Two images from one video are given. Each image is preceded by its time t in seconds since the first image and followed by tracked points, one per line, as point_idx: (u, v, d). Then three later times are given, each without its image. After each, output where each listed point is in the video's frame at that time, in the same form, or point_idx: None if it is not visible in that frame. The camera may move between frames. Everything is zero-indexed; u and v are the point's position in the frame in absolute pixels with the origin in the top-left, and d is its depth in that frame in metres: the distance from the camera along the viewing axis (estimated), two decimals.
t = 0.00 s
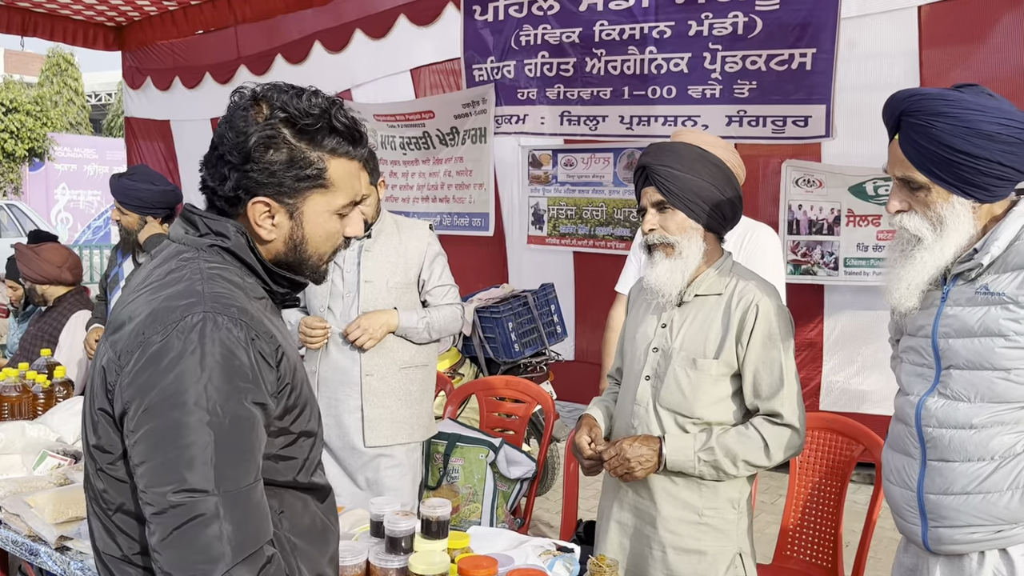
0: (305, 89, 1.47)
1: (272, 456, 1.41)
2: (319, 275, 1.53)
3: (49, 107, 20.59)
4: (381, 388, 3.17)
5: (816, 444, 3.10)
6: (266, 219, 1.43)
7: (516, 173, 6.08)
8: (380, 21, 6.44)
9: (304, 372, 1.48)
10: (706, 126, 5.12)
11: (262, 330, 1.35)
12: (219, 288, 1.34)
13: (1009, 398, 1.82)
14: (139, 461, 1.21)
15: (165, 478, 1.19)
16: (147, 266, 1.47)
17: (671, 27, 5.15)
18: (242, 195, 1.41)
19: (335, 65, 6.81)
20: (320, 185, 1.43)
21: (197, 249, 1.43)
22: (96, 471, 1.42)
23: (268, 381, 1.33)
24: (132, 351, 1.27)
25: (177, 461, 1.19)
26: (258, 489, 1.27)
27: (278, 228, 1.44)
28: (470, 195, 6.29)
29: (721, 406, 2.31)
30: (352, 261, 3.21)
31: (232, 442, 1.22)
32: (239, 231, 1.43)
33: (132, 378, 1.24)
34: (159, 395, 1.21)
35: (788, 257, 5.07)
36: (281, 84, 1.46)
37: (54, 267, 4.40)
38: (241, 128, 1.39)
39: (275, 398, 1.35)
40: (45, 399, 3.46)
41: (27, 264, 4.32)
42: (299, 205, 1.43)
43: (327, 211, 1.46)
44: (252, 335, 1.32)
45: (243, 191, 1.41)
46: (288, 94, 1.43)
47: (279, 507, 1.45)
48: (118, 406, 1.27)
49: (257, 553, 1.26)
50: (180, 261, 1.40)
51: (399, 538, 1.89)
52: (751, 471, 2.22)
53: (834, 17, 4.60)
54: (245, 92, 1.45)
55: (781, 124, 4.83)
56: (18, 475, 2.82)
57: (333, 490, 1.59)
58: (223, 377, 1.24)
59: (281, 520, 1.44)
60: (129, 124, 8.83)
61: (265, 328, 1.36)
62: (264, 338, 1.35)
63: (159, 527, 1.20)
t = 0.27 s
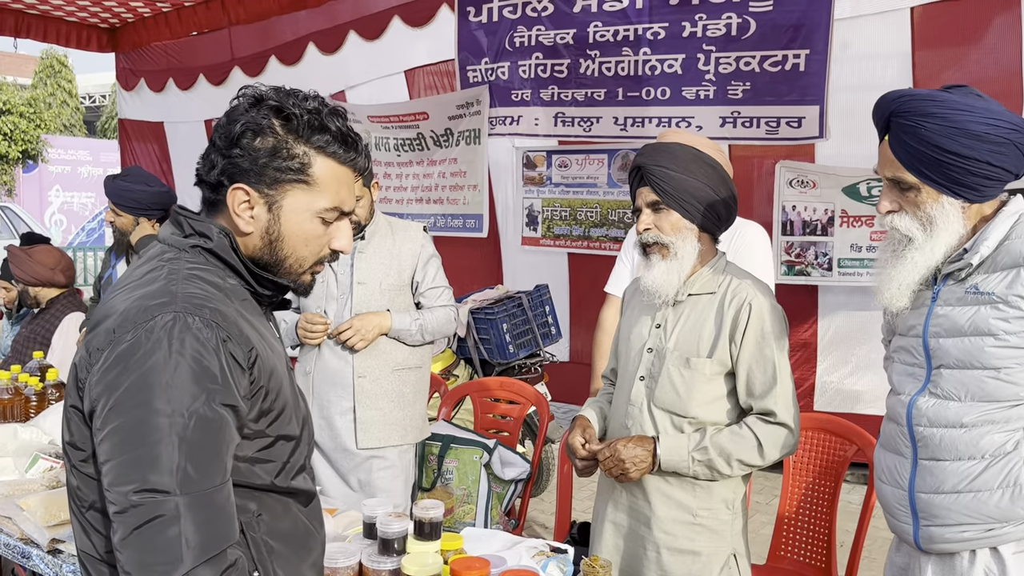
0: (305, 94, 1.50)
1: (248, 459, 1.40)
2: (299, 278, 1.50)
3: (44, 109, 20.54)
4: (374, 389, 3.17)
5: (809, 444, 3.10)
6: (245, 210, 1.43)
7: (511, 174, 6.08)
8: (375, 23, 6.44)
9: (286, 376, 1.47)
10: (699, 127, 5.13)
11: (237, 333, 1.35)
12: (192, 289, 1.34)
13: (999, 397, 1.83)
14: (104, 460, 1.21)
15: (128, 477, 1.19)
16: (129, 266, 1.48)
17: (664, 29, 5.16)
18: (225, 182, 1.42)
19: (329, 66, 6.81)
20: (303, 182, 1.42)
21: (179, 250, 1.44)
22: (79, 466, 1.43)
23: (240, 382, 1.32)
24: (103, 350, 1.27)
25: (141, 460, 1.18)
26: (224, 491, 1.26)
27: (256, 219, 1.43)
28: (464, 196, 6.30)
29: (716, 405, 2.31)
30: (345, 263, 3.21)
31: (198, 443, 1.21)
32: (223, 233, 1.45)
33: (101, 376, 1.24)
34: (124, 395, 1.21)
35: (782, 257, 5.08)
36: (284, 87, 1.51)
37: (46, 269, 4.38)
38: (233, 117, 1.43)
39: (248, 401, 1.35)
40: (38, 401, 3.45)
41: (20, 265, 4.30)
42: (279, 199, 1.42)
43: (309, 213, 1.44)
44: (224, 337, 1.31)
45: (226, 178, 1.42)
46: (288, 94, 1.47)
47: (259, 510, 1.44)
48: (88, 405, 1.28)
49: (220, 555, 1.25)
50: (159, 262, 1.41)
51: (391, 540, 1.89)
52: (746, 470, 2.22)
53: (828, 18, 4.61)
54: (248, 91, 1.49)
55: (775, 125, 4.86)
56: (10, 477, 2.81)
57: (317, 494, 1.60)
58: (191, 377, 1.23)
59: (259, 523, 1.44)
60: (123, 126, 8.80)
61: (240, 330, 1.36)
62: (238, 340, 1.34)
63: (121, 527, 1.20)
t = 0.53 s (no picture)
0: (304, 103, 1.50)
1: (230, 463, 1.40)
2: (286, 285, 1.50)
3: (38, 110, 20.48)
4: (367, 392, 3.16)
5: (802, 446, 3.11)
6: (234, 215, 1.43)
7: (505, 175, 6.06)
8: (369, 24, 6.44)
9: (269, 380, 1.47)
10: (693, 128, 5.15)
11: (216, 337, 1.34)
12: (170, 293, 1.35)
13: (988, 398, 1.84)
14: (78, 463, 1.20)
15: (101, 480, 1.18)
16: (112, 268, 1.48)
17: (658, 30, 5.17)
18: (218, 185, 1.42)
19: (323, 67, 6.80)
20: (294, 191, 1.42)
21: (164, 254, 1.45)
22: (62, 466, 1.44)
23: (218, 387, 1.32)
24: (81, 352, 1.27)
25: (114, 464, 1.18)
26: (199, 496, 1.25)
27: (246, 225, 1.43)
28: (458, 197, 6.30)
29: (707, 405, 2.32)
30: (339, 265, 3.21)
31: (172, 447, 1.21)
32: (208, 236, 1.45)
33: (77, 379, 1.24)
34: (99, 398, 1.20)
35: (775, 258, 5.09)
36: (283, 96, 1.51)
37: (39, 271, 4.36)
38: (230, 122, 1.43)
39: (226, 406, 1.34)
40: (31, 404, 3.44)
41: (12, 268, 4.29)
42: (270, 206, 1.42)
43: (299, 222, 1.44)
44: (202, 342, 1.31)
45: (219, 182, 1.42)
46: (287, 103, 1.47)
47: (240, 514, 1.44)
48: (64, 408, 1.28)
49: (194, 559, 1.25)
50: (140, 265, 1.41)
51: (383, 543, 1.89)
52: (737, 471, 2.23)
53: (821, 20, 4.63)
54: (246, 96, 1.49)
55: (768, 126, 4.88)
56: (3, 480, 2.80)
57: (302, 499, 1.60)
58: (166, 382, 1.23)
59: (241, 527, 1.44)
60: (116, 127, 8.77)
61: (220, 335, 1.36)
62: (217, 345, 1.34)
63: (95, 530, 1.20)
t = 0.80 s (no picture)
0: (305, 99, 1.48)
1: (232, 464, 1.39)
2: (285, 284, 1.49)
3: (32, 110, 20.37)
4: (366, 391, 3.14)
5: (802, 445, 3.10)
6: (235, 214, 1.41)
7: (502, 174, 6.03)
8: (365, 23, 6.42)
9: (270, 380, 1.45)
10: (690, 127, 5.14)
11: (219, 337, 1.33)
12: (173, 293, 1.33)
13: (994, 396, 1.83)
14: (83, 467, 1.18)
15: (106, 485, 1.16)
16: (109, 268, 1.46)
17: (655, 29, 5.17)
18: (218, 183, 1.40)
19: (319, 66, 6.77)
20: (297, 190, 1.41)
21: (163, 253, 1.42)
22: (63, 470, 1.41)
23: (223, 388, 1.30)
24: (82, 354, 1.24)
25: (120, 469, 1.16)
26: (205, 498, 1.24)
27: (247, 224, 1.41)
28: (455, 197, 6.28)
29: (707, 402, 2.31)
30: (338, 264, 3.19)
31: (178, 450, 1.19)
32: (207, 234, 1.43)
33: (79, 381, 1.22)
34: (102, 401, 1.18)
35: (773, 257, 5.09)
36: (283, 91, 1.48)
37: (35, 271, 4.33)
38: (231, 118, 1.41)
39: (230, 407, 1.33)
40: (27, 404, 3.41)
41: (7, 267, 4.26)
42: (272, 206, 1.40)
43: (300, 221, 1.43)
44: (206, 342, 1.29)
45: (220, 180, 1.40)
46: (288, 99, 1.45)
47: (242, 515, 1.42)
48: (66, 411, 1.25)
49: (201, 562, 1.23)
50: (141, 265, 1.39)
51: (385, 543, 1.87)
52: (738, 468, 2.22)
53: (818, 18, 4.64)
54: (247, 91, 1.47)
55: (765, 125, 4.88)
56: None
57: (303, 498, 1.58)
58: (171, 384, 1.21)
59: (244, 528, 1.42)
60: (111, 126, 8.72)
61: (223, 335, 1.34)
62: (221, 345, 1.32)
63: (99, 535, 1.18)
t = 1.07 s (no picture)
0: (301, 91, 1.48)
1: (230, 460, 1.36)
2: (284, 278, 1.48)
3: (29, 107, 20.30)
4: (365, 388, 3.14)
5: (802, 440, 3.11)
6: (232, 206, 1.40)
7: (500, 171, 6.02)
8: (362, 19, 6.39)
9: (272, 375, 1.44)
10: (689, 123, 5.13)
11: (219, 336, 1.30)
12: (179, 288, 1.31)
13: (996, 390, 1.82)
14: (59, 447, 1.16)
15: (73, 465, 1.13)
16: (120, 260, 1.44)
17: (653, 25, 5.16)
18: (214, 175, 1.39)
19: (316, 63, 6.76)
20: (294, 181, 1.40)
21: (165, 247, 1.39)
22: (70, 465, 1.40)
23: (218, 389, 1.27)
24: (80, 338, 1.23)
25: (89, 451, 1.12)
26: (173, 498, 1.18)
27: (244, 216, 1.40)
28: (453, 193, 6.26)
29: (701, 395, 2.30)
30: (336, 260, 3.19)
31: (154, 441, 1.15)
32: (209, 227, 1.42)
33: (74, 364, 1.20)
34: (89, 383, 1.16)
35: (772, 253, 5.08)
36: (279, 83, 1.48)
37: (37, 268, 4.33)
38: (227, 110, 1.40)
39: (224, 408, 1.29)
40: (24, 401, 3.40)
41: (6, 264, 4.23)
42: (269, 197, 1.39)
43: (298, 212, 1.42)
44: (205, 339, 1.27)
45: (216, 171, 1.39)
46: (285, 90, 1.44)
47: (246, 508, 1.41)
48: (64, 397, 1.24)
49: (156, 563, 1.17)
50: (148, 257, 1.37)
51: (384, 538, 1.86)
52: (734, 461, 2.21)
53: (817, 13, 4.66)
54: (241, 84, 1.47)
55: (764, 121, 4.91)
56: None
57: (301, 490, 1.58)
58: (158, 375, 1.18)
59: (249, 520, 1.41)
60: (108, 123, 8.69)
61: (223, 334, 1.31)
62: (218, 344, 1.29)
63: (56, 515, 1.13)
